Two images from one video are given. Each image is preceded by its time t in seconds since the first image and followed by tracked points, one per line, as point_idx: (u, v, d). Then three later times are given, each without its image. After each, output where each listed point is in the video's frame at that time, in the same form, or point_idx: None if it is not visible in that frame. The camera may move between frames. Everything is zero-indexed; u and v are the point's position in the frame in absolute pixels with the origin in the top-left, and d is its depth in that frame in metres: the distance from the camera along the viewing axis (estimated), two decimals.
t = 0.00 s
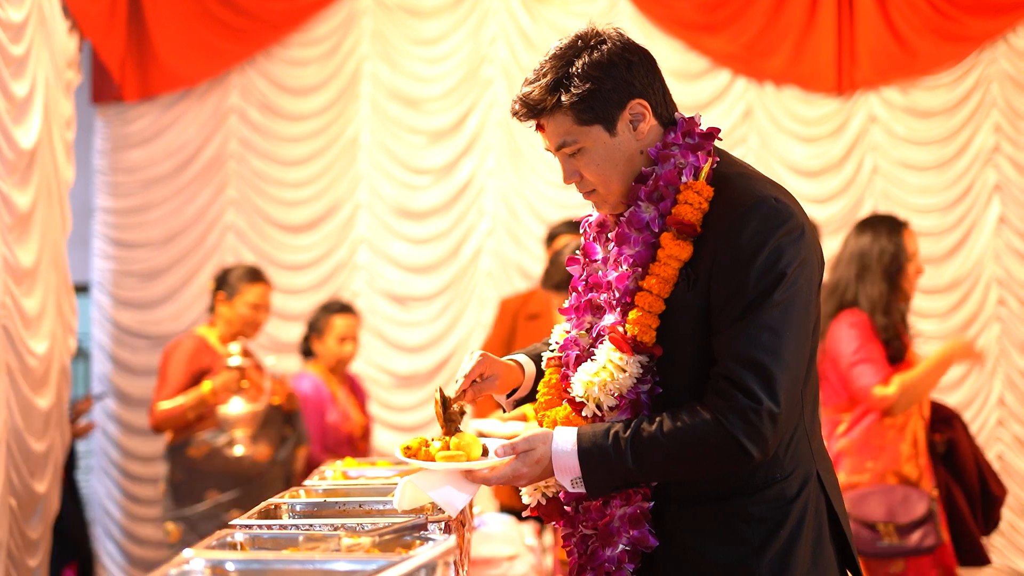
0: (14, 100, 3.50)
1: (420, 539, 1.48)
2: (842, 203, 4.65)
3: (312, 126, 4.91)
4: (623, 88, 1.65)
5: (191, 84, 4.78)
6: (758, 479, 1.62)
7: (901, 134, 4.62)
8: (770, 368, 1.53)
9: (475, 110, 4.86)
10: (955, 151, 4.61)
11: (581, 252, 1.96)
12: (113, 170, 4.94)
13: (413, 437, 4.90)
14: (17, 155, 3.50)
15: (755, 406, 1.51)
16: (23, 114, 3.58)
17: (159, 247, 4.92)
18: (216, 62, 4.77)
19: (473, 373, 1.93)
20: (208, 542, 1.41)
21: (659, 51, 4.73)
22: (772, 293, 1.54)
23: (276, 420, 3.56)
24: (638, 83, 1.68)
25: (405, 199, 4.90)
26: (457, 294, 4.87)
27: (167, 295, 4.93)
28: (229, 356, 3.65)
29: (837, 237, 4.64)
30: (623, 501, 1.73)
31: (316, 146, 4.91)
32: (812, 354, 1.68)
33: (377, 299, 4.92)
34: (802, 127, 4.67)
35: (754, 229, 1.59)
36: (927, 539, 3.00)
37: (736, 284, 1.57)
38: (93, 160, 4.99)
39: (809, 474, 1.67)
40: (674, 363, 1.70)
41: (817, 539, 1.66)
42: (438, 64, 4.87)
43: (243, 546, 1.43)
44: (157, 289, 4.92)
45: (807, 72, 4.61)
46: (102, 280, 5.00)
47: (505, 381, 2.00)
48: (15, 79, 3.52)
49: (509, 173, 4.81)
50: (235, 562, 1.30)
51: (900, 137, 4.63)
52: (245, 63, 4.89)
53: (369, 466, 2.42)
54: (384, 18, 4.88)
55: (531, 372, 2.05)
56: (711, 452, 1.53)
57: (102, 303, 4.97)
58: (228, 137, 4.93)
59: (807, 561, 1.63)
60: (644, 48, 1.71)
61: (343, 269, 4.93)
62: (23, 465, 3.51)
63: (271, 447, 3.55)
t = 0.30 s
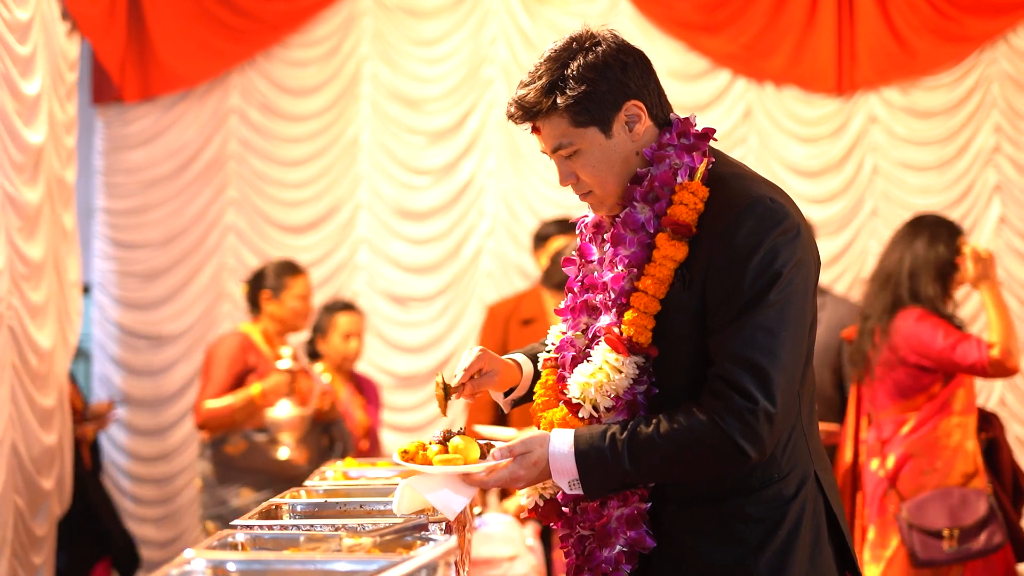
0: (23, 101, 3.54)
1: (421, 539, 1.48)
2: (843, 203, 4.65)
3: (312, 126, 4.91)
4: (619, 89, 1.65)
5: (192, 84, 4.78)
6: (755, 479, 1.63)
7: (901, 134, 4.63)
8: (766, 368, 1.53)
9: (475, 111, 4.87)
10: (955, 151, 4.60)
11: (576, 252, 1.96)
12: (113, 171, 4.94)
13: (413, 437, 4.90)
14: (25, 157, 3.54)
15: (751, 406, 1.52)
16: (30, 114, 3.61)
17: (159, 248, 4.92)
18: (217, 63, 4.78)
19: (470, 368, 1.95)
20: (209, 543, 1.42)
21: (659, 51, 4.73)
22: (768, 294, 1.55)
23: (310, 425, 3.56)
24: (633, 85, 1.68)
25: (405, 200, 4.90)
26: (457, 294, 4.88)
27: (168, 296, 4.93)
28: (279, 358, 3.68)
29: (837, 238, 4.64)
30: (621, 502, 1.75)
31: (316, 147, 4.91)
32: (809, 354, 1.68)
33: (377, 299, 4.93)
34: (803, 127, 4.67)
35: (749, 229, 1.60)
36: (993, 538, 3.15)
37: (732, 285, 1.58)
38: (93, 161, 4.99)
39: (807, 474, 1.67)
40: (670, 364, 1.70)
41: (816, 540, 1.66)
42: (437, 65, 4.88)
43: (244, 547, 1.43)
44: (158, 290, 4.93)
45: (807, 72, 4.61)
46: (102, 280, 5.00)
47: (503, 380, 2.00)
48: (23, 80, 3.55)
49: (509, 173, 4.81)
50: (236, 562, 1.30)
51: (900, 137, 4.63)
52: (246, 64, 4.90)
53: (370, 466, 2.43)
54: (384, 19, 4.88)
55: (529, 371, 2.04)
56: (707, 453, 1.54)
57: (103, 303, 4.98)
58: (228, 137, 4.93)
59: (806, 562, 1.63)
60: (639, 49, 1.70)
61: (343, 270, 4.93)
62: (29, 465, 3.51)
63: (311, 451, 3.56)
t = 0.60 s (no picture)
0: (33, 123, 3.90)
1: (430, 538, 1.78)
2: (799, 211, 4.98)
3: (299, 140, 5.19)
4: (667, 108, 1.67)
5: (186, 100, 5.07)
6: (787, 482, 1.71)
7: (851, 145, 4.96)
8: (824, 377, 1.61)
9: (453, 124, 5.17)
10: (900, 161, 4.96)
11: (596, 259, 2.01)
12: (110, 183, 5.21)
13: (399, 432, 5.20)
14: (36, 174, 3.89)
15: (817, 414, 1.59)
16: (40, 137, 3.96)
17: (156, 256, 5.20)
18: (209, 80, 5.06)
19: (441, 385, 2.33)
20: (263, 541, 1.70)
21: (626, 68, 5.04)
22: (825, 306, 1.63)
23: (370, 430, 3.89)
24: (679, 103, 1.70)
25: (387, 208, 5.20)
26: (438, 297, 5.18)
27: (164, 301, 5.21)
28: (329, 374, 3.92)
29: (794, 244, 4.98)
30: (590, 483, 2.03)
31: (304, 158, 5.19)
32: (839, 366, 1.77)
33: (362, 302, 5.22)
34: (761, 139, 4.99)
35: (804, 245, 1.67)
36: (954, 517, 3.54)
37: (789, 297, 1.64)
38: (92, 174, 5.26)
39: (827, 479, 1.79)
40: (717, 371, 1.74)
41: (836, 540, 1.76)
42: (418, 81, 5.17)
43: (291, 546, 1.72)
44: (154, 296, 5.20)
45: (764, 88, 4.94)
46: (102, 287, 5.27)
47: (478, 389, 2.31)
48: (34, 102, 3.93)
49: (486, 183, 5.13)
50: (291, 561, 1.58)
51: (851, 148, 4.97)
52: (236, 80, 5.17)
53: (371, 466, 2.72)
54: (367, 37, 5.17)
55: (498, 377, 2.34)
56: (776, 459, 1.59)
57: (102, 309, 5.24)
58: (220, 150, 5.20)
59: (830, 561, 1.73)
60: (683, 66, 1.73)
61: (330, 274, 5.23)
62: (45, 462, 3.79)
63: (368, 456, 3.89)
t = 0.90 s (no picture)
0: (37, 130, 3.93)
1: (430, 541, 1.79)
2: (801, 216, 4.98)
3: (302, 147, 5.20)
4: (661, 117, 1.68)
5: (190, 107, 5.09)
6: (784, 489, 1.71)
7: (854, 151, 4.96)
8: (821, 386, 1.61)
9: (456, 131, 5.18)
10: (904, 167, 4.95)
11: (595, 267, 2.02)
12: (115, 190, 5.23)
13: (401, 439, 5.19)
14: (40, 182, 3.91)
15: (813, 422, 1.59)
16: (43, 144, 3.99)
17: (160, 262, 5.22)
18: (213, 88, 5.08)
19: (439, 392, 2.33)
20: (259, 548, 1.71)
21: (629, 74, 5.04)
22: (821, 315, 1.63)
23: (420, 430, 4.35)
24: (673, 111, 1.70)
25: (391, 215, 5.21)
26: (441, 304, 5.18)
27: (167, 308, 5.22)
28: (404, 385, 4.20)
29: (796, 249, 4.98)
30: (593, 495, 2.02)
31: (307, 165, 5.20)
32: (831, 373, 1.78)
33: (365, 309, 5.22)
34: (764, 145, 4.98)
35: (801, 253, 1.67)
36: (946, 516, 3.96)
37: (785, 306, 1.64)
38: (96, 180, 5.28)
39: (825, 485, 1.78)
40: (712, 380, 1.74)
41: (834, 547, 1.76)
42: (421, 88, 5.17)
43: (290, 553, 1.73)
44: (158, 302, 5.21)
45: (767, 93, 4.94)
46: (106, 293, 5.28)
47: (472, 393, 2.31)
48: (38, 111, 3.95)
49: (489, 190, 5.13)
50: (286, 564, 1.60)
51: (854, 154, 4.96)
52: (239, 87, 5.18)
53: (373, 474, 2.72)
54: (370, 44, 5.18)
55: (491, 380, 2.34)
56: (772, 467, 1.59)
57: (106, 315, 5.26)
58: (224, 157, 5.22)
59: (829, 567, 1.73)
60: (677, 75, 1.74)
61: (333, 282, 5.23)
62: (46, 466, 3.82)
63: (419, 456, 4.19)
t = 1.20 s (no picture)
0: (38, 136, 3.94)
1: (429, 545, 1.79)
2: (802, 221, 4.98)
3: (304, 152, 5.21)
4: (660, 121, 1.68)
5: (193, 112, 5.11)
6: (783, 494, 1.71)
7: (857, 155, 4.95)
8: (817, 391, 1.61)
9: (458, 136, 5.19)
10: (906, 171, 4.94)
11: (595, 273, 2.02)
12: (117, 195, 5.25)
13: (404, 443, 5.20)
14: (40, 188, 3.92)
15: (809, 427, 1.59)
16: (45, 150, 4.01)
17: (163, 267, 5.23)
18: (215, 93, 5.10)
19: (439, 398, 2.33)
20: (258, 553, 1.70)
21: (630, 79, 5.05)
22: (817, 320, 1.63)
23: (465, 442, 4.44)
24: (672, 116, 1.71)
25: (393, 220, 5.21)
26: (443, 310, 5.19)
27: (169, 313, 5.23)
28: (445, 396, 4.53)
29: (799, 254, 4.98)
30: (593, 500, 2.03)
31: (309, 171, 5.21)
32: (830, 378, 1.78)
33: (368, 314, 5.23)
34: (766, 149, 4.99)
35: (797, 258, 1.67)
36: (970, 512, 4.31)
37: (782, 311, 1.64)
38: (99, 186, 5.29)
39: (825, 490, 1.78)
40: (710, 385, 1.75)
41: (833, 551, 1.76)
42: (423, 93, 5.19)
43: (288, 558, 1.73)
44: (161, 307, 5.23)
45: (768, 98, 4.94)
46: (109, 298, 5.30)
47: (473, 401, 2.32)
48: (39, 116, 3.97)
49: (491, 195, 5.14)
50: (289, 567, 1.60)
51: (856, 158, 4.96)
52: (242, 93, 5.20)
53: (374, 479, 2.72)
54: (373, 50, 5.19)
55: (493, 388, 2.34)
56: (767, 472, 1.59)
57: (109, 320, 5.28)
58: (227, 162, 5.23)
59: (827, 571, 1.73)
60: (676, 80, 1.74)
61: (335, 286, 5.24)
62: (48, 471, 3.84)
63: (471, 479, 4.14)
